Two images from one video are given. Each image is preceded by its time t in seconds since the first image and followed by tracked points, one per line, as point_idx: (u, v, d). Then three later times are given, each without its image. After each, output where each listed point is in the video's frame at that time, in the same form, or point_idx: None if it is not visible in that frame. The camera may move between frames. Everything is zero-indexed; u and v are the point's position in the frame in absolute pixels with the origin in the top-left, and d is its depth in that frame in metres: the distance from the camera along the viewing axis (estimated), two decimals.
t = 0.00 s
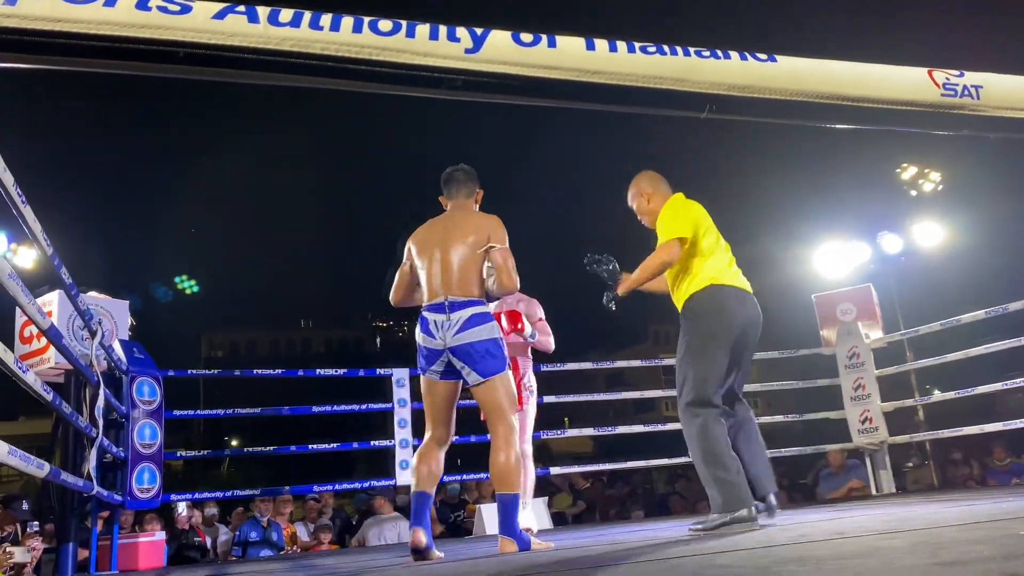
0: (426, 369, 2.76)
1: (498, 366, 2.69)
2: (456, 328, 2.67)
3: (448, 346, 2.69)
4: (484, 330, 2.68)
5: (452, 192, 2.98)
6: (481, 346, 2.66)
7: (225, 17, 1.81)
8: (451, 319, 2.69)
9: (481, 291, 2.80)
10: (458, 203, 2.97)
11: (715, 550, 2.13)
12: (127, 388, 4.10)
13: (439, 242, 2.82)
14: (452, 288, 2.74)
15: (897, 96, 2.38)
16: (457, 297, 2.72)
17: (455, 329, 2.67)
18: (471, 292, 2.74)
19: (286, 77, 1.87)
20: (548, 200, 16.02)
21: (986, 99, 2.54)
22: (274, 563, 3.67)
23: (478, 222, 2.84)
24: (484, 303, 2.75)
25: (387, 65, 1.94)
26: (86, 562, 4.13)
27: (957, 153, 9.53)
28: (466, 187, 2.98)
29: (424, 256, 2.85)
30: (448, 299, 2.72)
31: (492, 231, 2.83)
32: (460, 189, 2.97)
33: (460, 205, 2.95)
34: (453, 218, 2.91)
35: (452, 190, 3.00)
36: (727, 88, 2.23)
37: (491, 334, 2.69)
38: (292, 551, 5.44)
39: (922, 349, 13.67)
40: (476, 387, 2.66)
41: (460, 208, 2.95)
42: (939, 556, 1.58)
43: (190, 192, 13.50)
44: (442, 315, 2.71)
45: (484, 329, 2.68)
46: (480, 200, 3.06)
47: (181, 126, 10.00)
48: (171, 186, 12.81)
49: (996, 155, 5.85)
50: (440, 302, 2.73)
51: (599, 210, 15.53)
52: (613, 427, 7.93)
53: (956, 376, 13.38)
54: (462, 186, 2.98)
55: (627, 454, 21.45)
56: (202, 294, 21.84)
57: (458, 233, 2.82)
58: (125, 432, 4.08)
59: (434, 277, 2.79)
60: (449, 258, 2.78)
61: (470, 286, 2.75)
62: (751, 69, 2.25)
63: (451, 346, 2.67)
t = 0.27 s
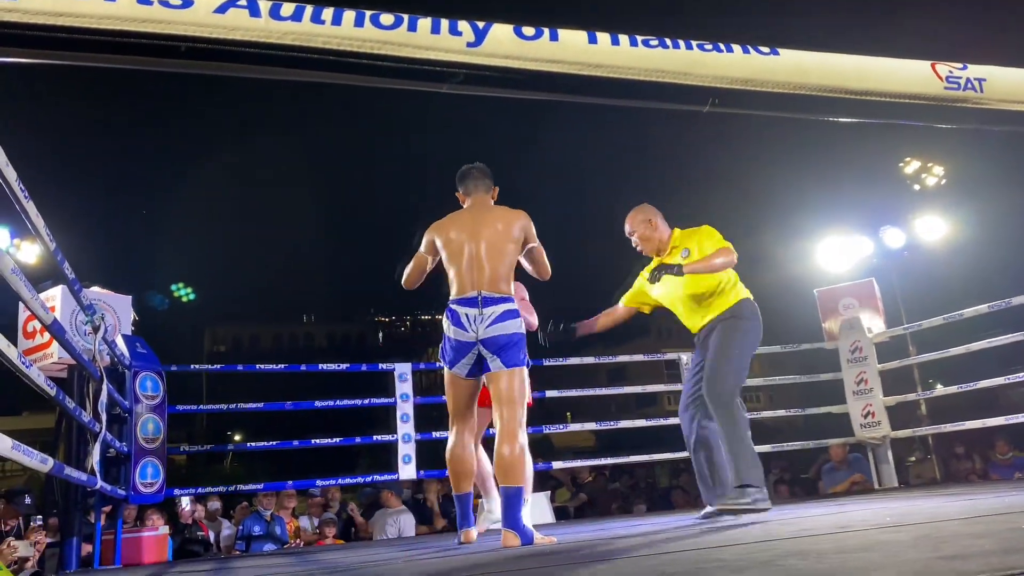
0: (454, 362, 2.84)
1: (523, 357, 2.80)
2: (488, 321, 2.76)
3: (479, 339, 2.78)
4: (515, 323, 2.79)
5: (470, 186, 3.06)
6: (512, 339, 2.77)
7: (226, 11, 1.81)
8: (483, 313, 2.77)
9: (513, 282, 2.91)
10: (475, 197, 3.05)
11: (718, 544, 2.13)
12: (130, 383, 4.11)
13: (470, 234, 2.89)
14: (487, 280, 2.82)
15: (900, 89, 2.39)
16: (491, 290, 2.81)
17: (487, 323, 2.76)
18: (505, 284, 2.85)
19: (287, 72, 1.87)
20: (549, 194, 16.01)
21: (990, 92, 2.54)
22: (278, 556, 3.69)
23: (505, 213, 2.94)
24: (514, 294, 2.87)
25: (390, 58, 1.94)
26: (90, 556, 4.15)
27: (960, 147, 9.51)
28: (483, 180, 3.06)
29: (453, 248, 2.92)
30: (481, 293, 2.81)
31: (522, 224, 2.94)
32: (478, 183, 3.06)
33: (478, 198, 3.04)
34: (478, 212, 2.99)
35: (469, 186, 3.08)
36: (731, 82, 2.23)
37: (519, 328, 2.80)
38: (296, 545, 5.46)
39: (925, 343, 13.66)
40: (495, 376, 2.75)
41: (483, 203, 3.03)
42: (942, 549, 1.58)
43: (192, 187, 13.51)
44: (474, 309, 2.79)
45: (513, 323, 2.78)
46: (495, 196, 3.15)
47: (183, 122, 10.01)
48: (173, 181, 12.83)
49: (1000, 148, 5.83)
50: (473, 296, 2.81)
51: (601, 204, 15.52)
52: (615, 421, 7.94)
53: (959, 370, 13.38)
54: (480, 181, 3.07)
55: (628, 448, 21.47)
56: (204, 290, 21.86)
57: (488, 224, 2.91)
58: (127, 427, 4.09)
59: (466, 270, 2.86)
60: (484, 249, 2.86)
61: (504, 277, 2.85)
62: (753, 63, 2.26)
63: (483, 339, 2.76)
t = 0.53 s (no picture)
0: (464, 363, 2.85)
1: (529, 355, 2.74)
2: (488, 323, 2.73)
3: (482, 341, 2.76)
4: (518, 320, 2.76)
5: (468, 192, 3.03)
6: (513, 339, 2.72)
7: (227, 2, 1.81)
8: (483, 316, 2.75)
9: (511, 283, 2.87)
10: (474, 202, 3.03)
11: (718, 535, 2.13)
12: (134, 374, 4.12)
13: (464, 241, 2.87)
14: (483, 283, 2.80)
15: (905, 79, 2.39)
16: (490, 293, 2.78)
17: (487, 325, 2.73)
18: (503, 285, 2.81)
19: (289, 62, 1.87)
20: (553, 186, 15.99)
21: (995, 82, 2.54)
22: (282, 547, 3.70)
23: (498, 217, 2.92)
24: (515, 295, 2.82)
25: (394, 49, 1.93)
26: (95, 547, 4.17)
27: (965, 138, 9.48)
28: (481, 186, 3.03)
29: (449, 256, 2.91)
30: (480, 296, 2.78)
31: (515, 225, 2.92)
32: (475, 188, 3.03)
33: (478, 204, 3.01)
34: (472, 216, 2.95)
35: (467, 191, 3.05)
36: (735, 72, 2.23)
37: (521, 327, 2.75)
38: (300, 536, 5.47)
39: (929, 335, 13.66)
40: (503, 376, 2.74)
41: (478, 206, 3.00)
42: (944, 540, 1.58)
43: (194, 178, 13.51)
44: (474, 313, 2.76)
45: (514, 323, 2.74)
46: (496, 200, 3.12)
47: (186, 112, 10.00)
48: (176, 172, 12.82)
49: (1004, 140, 5.81)
50: (472, 300, 2.78)
51: (605, 195, 15.51)
52: (618, 412, 7.96)
53: (962, 362, 13.39)
54: (477, 187, 3.05)
55: (631, 440, 21.51)
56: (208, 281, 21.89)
57: (481, 230, 2.88)
58: (131, 418, 4.10)
59: (462, 276, 2.84)
60: (477, 255, 2.84)
61: (501, 279, 2.81)
62: (757, 53, 2.26)
63: (484, 341, 2.74)
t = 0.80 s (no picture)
0: (467, 351, 2.83)
1: (537, 346, 2.77)
2: (496, 313, 2.73)
3: (489, 331, 2.75)
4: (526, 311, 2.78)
5: (478, 182, 3.02)
6: (521, 330, 2.73)
7: None
8: (490, 305, 2.75)
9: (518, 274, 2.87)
10: (483, 193, 3.02)
11: (719, 526, 2.13)
12: (138, 364, 4.13)
13: (473, 230, 2.86)
14: (491, 274, 2.80)
15: (910, 68, 2.38)
16: (497, 283, 2.79)
17: (495, 314, 2.74)
18: (510, 276, 2.82)
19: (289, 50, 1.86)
20: (555, 176, 15.96)
21: (1000, 71, 2.53)
22: (285, 537, 3.71)
23: (508, 208, 2.91)
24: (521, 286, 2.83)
25: (395, 37, 1.93)
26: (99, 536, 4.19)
27: (970, 128, 9.44)
28: (490, 177, 3.03)
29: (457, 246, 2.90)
30: (487, 286, 2.78)
31: (524, 217, 2.92)
32: (485, 178, 3.02)
33: (486, 194, 3.00)
34: (481, 207, 2.94)
35: (476, 181, 3.05)
36: (738, 60, 2.22)
37: (528, 318, 2.77)
38: (304, 526, 5.49)
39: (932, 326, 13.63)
40: (513, 366, 2.76)
41: (488, 198, 2.98)
42: (946, 530, 1.58)
43: (196, 168, 13.50)
44: (481, 302, 2.77)
45: (521, 313, 2.76)
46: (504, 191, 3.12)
47: (188, 102, 9.98)
48: (178, 163, 12.81)
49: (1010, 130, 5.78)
50: (479, 290, 2.79)
51: (608, 186, 15.47)
52: (621, 402, 7.96)
53: (966, 353, 13.37)
54: (486, 178, 3.04)
55: (634, 431, 21.53)
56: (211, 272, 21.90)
57: (490, 220, 2.87)
58: (135, 409, 4.11)
59: (469, 266, 2.84)
60: (485, 245, 2.83)
61: (507, 270, 2.82)
62: (761, 42, 2.25)
63: (491, 331, 2.74)
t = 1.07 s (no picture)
0: (489, 344, 2.82)
1: (556, 340, 2.83)
2: (524, 306, 2.76)
3: (516, 324, 2.77)
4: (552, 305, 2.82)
5: (501, 173, 3.03)
6: (546, 323, 2.79)
7: None
8: (518, 298, 2.78)
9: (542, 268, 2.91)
10: (505, 184, 3.03)
11: (721, 516, 2.13)
12: (140, 355, 4.14)
13: (503, 220, 2.87)
14: (520, 265, 2.82)
15: (915, 57, 2.37)
16: (525, 276, 2.81)
17: (523, 308, 2.77)
18: (536, 270, 2.85)
19: (290, 38, 1.86)
20: (556, 166, 15.94)
21: (1006, 60, 2.52)
22: (288, 527, 3.72)
23: (537, 200, 2.94)
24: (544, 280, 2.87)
25: (398, 25, 1.92)
26: (102, 526, 4.21)
27: (973, 117, 9.40)
28: (514, 169, 3.04)
29: (484, 235, 2.89)
30: (514, 279, 2.80)
31: (551, 209, 2.96)
32: (509, 169, 3.03)
33: (510, 185, 3.02)
34: (508, 198, 2.96)
35: (498, 171, 3.05)
36: (743, 49, 2.21)
37: (552, 313, 2.83)
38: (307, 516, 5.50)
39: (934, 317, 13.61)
40: (533, 359, 2.79)
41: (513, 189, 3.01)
42: (947, 521, 1.58)
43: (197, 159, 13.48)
44: (508, 295, 2.78)
45: (547, 308, 2.81)
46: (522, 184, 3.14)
47: (189, 91, 9.97)
48: (179, 153, 12.80)
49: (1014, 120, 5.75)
50: (506, 283, 2.80)
51: (610, 176, 15.44)
52: (623, 393, 7.97)
53: (968, 343, 13.36)
54: (509, 169, 3.05)
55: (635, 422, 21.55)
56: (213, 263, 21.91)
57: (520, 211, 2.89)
58: (138, 399, 4.13)
59: (498, 256, 2.84)
60: (517, 235, 2.85)
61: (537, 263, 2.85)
62: (766, 30, 2.24)
63: (518, 324, 2.76)
